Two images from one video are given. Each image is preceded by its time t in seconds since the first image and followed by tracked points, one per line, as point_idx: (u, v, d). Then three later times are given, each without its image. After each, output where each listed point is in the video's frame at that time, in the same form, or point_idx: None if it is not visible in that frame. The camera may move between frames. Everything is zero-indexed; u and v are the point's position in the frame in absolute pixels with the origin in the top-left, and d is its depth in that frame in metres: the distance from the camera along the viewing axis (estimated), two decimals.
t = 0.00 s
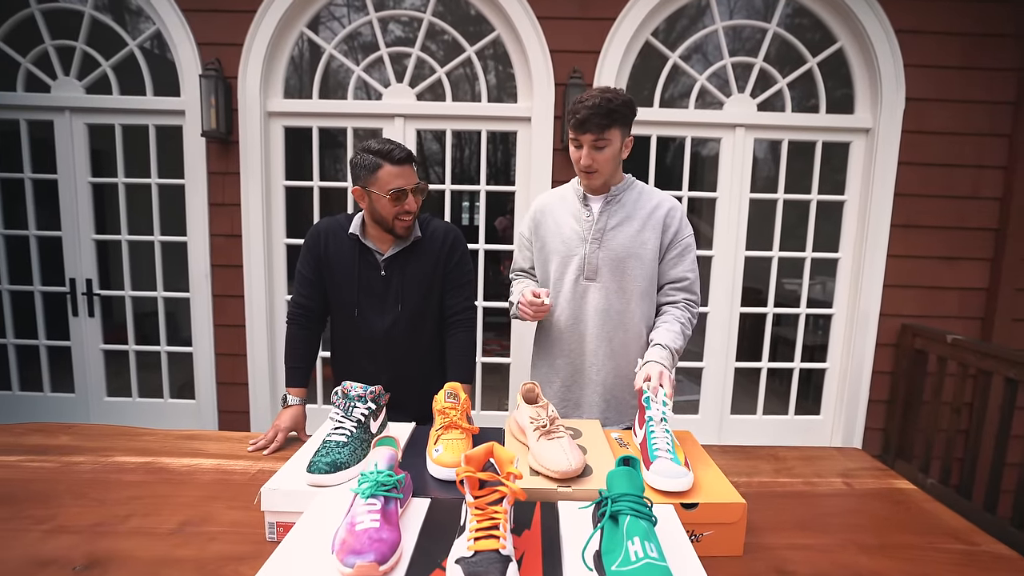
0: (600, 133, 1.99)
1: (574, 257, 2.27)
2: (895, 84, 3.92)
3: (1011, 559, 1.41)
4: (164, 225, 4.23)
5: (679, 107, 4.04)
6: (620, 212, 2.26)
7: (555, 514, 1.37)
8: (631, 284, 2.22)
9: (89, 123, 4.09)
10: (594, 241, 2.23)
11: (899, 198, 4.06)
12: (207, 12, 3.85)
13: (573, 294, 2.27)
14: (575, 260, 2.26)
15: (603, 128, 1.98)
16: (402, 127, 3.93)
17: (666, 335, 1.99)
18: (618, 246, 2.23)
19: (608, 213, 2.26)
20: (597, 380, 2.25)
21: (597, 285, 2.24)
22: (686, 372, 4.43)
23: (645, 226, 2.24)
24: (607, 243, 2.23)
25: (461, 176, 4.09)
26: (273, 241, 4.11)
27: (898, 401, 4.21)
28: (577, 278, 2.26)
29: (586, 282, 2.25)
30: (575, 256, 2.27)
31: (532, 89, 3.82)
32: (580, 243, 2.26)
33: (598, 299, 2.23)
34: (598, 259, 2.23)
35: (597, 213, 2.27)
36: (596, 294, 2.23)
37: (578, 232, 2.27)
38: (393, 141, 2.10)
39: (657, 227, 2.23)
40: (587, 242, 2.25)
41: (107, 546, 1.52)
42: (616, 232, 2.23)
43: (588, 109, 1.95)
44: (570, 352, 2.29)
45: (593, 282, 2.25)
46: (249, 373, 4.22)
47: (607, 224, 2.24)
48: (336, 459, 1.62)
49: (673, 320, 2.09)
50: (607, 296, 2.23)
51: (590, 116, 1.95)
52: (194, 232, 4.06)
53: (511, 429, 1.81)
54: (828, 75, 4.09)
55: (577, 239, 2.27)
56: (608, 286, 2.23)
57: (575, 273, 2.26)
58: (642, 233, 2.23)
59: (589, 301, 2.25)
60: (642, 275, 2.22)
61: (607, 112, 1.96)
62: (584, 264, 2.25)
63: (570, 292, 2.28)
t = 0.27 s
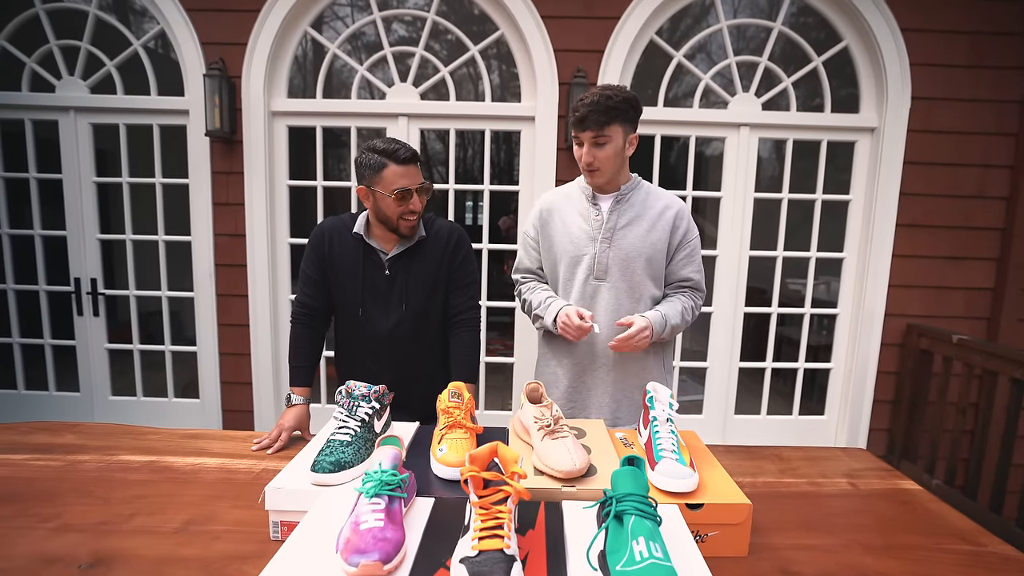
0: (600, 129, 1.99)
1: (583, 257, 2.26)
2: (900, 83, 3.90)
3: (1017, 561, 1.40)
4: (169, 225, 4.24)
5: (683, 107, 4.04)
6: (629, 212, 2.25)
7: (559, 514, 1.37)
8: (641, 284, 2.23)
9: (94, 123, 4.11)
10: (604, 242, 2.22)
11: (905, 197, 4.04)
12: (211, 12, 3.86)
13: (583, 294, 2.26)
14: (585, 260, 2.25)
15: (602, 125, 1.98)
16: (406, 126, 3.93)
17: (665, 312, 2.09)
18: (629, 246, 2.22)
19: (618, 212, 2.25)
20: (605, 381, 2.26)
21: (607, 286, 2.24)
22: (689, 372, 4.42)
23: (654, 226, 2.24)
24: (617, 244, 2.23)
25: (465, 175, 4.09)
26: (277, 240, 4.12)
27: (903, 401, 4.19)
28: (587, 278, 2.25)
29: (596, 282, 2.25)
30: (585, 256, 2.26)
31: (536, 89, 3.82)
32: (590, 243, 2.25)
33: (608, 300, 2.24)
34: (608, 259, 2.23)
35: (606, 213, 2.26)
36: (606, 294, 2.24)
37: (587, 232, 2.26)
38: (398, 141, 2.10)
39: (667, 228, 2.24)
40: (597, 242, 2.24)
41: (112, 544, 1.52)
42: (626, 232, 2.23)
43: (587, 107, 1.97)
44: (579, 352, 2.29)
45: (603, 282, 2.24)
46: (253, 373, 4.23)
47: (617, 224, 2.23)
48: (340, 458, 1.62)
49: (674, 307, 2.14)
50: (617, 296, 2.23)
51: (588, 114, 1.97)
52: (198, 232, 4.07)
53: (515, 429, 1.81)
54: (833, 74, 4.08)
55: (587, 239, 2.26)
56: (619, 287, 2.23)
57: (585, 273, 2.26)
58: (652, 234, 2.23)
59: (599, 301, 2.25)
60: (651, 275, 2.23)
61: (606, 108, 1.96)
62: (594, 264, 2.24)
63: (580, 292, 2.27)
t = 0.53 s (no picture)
0: (608, 126, 1.99)
1: (590, 256, 2.26)
2: (902, 81, 3.90)
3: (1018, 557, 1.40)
4: (171, 224, 4.24)
5: (685, 105, 4.04)
6: (634, 209, 2.26)
7: (562, 511, 1.37)
8: (649, 280, 2.24)
9: (96, 123, 4.11)
10: (611, 239, 2.23)
11: (907, 196, 4.04)
12: (213, 11, 3.86)
13: (591, 293, 2.26)
14: (592, 258, 2.26)
15: (611, 121, 1.98)
16: (408, 125, 3.94)
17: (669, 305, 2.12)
18: (635, 243, 2.23)
19: (623, 210, 2.26)
20: (614, 380, 2.27)
21: (615, 284, 2.24)
22: (691, 371, 4.43)
23: (659, 223, 2.25)
24: (623, 241, 2.24)
25: (467, 175, 4.09)
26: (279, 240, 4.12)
27: (905, 400, 4.19)
28: (595, 276, 2.25)
29: (604, 280, 2.25)
30: (591, 255, 2.26)
31: (538, 88, 3.82)
32: (596, 241, 2.25)
33: (616, 298, 2.24)
34: (615, 257, 2.24)
35: (611, 211, 2.27)
36: (614, 292, 2.24)
37: (593, 230, 2.27)
38: (400, 140, 2.10)
39: (670, 224, 2.25)
40: (603, 240, 2.25)
41: (115, 543, 1.52)
42: (632, 229, 2.24)
43: (595, 103, 1.95)
44: (587, 351, 2.29)
45: (611, 280, 2.25)
46: (255, 372, 4.23)
47: (622, 222, 2.24)
48: (343, 457, 1.62)
49: (679, 299, 2.17)
50: (625, 293, 2.24)
51: (597, 110, 1.95)
52: (200, 231, 4.08)
53: (518, 427, 1.82)
54: (835, 72, 4.07)
55: (593, 238, 2.26)
56: (627, 284, 2.24)
57: (592, 271, 2.26)
58: (658, 230, 2.24)
59: (608, 299, 2.25)
60: (658, 271, 2.24)
61: (614, 105, 1.96)
62: (601, 262, 2.24)
63: (587, 291, 2.27)
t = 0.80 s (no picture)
0: (638, 126, 2.05)
1: (601, 246, 2.35)
2: (884, 77, 3.98)
3: (985, 529, 1.49)
4: (162, 219, 4.24)
5: (674, 100, 4.10)
6: (648, 204, 2.30)
7: (557, 491, 1.44)
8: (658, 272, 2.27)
9: (85, 117, 4.09)
10: (620, 231, 2.30)
11: (889, 188, 4.14)
12: (202, 5, 3.85)
13: (599, 281, 2.35)
14: (602, 248, 2.34)
15: (640, 122, 2.04)
16: (399, 120, 3.96)
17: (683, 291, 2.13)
18: (645, 237, 2.28)
19: (636, 204, 2.31)
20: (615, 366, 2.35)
21: (623, 274, 2.31)
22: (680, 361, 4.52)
23: (672, 218, 2.28)
24: (634, 234, 2.29)
25: (458, 169, 4.13)
26: (271, 234, 4.14)
27: (886, 387, 4.31)
28: (603, 266, 2.34)
29: (612, 270, 2.33)
30: (602, 245, 2.34)
31: (528, 82, 3.86)
32: (607, 232, 2.33)
33: (622, 288, 2.32)
34: (624, 249, 2.30)
35: (625, 204, 2.32)
36: (621, 282, 2.31)
37: (605, 222, 2.34)
38: (398, 133, 2.14)
39: (685, 219, 2.27)
40: (615, 232, 2.32)
41: (122, 528, 1.57)
42: (643, 223, 2.28)
43: (627, 104, 2.01)
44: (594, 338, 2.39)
45: (619, 271, 2.32)
46: (248, 366, 4.26)
47: (634, 215, 2.29)
48: (344, 442, 1.68)
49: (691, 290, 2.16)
50: (632, 284, 2.30)
51: (628, 111, 2.01)
52: (192, 226, 4.08)
53: (512, 413, 1.88)
54: (820, 68, 4.15)
55: (605, 229, 2.34)
56: (633, 276, 2.30)
57: (602, 261, 2.35)
58: (670, 225, 2.27)
59: (614, 289, 2.33)
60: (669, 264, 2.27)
61: (645, 106, 2.01)
62: (610, 253, 2.32)
63: (597, 279, 2.36)
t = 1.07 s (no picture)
0: (643, 129, 2.07)
1: (606, 243, 2.37)
2: (875, 79, 4.03)
3: (972, 524, 1.51)
4: (155, 219, 4.22)
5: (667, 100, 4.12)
6: (654, 204, 2.31)
7: (550, 488, 1.46)
8: (660, 271, 2.31)
9: (77, 116, 4.07)
10: (626, 230, 2.31)
11: (879, 189, 4.18)
12: (196, 3, 3.84)
13: (604, 278, 2.38)
14: (607, 246, 2.36)
15: (645, 125, 2.06)
16: (394, 120, 3.96)
17: (674, 295, 2.19)
18: (650, 236, 2.29)
19: (642, 203, 2.31)
20: (615, 360, 2.37)
21: (627, 273, 2.33)
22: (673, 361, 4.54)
23: (677, 218, 2.28)
24: (639, 234, 2.31)
25: (452, 169, 4.14)
26: (265, 233, 4.13)
27: (877, 387, 4.35)
28: (608, 263, 2.36)
29: (617, 267, 2.35)
30: (607, 243, 2.36)
31: (523, 83, 3.87)
32: (613, 230, 2.35)
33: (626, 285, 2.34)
34: (630, 247, 2.32)
35: (632, 204, 2.33)
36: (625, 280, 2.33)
37: (611, 220, 2.36)
38: (393, 134, 2.14)
39: (689, 220, 2.28)
40: (620, 231, 2.33)
41: (117, 528, 1.57)
42: (648, 222, 2.30)
43: (634, 107, 2.02)
44: (597, 333, 2.40)
45: (623, 268, 2.34)
46: (242, 366, 4.25)
47: (640, 214, 2.30)
48: (338, 441, 1.69)
49: (687, 290, 2.21)
50: (636, 282, 2.32)
51: (634, 114, 2.03)
52: (185, 225, 4.07)
53: (507, 412, 1.89)
54: (811, 69, 4.19)
55: (610, 227, 2.36)
56: (638, 274, 2.32)
57: (607, 258, 2.37)
58: (675, 226, 2.28)
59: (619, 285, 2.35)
60: (670, 263, 2.31)
61: (651, 110, 2.03)
62: (615, 251, 2.34)
63: (602, 276, 2.39)
